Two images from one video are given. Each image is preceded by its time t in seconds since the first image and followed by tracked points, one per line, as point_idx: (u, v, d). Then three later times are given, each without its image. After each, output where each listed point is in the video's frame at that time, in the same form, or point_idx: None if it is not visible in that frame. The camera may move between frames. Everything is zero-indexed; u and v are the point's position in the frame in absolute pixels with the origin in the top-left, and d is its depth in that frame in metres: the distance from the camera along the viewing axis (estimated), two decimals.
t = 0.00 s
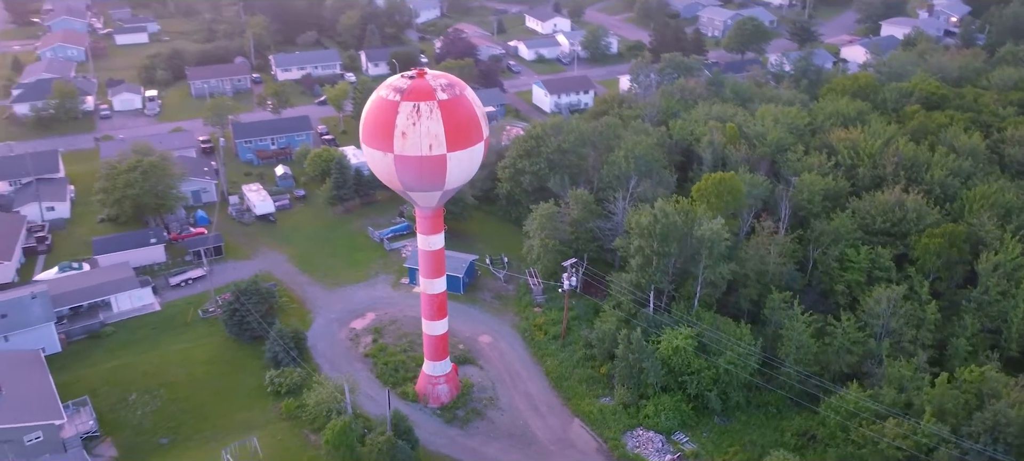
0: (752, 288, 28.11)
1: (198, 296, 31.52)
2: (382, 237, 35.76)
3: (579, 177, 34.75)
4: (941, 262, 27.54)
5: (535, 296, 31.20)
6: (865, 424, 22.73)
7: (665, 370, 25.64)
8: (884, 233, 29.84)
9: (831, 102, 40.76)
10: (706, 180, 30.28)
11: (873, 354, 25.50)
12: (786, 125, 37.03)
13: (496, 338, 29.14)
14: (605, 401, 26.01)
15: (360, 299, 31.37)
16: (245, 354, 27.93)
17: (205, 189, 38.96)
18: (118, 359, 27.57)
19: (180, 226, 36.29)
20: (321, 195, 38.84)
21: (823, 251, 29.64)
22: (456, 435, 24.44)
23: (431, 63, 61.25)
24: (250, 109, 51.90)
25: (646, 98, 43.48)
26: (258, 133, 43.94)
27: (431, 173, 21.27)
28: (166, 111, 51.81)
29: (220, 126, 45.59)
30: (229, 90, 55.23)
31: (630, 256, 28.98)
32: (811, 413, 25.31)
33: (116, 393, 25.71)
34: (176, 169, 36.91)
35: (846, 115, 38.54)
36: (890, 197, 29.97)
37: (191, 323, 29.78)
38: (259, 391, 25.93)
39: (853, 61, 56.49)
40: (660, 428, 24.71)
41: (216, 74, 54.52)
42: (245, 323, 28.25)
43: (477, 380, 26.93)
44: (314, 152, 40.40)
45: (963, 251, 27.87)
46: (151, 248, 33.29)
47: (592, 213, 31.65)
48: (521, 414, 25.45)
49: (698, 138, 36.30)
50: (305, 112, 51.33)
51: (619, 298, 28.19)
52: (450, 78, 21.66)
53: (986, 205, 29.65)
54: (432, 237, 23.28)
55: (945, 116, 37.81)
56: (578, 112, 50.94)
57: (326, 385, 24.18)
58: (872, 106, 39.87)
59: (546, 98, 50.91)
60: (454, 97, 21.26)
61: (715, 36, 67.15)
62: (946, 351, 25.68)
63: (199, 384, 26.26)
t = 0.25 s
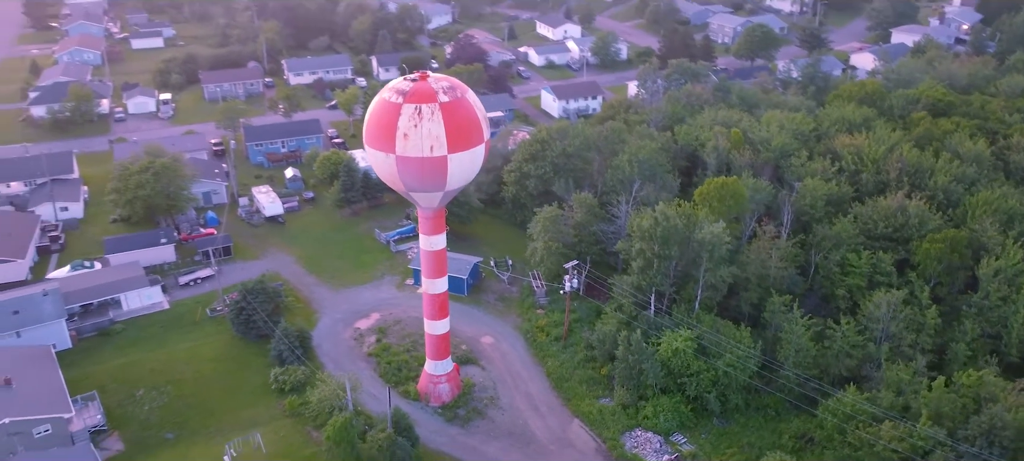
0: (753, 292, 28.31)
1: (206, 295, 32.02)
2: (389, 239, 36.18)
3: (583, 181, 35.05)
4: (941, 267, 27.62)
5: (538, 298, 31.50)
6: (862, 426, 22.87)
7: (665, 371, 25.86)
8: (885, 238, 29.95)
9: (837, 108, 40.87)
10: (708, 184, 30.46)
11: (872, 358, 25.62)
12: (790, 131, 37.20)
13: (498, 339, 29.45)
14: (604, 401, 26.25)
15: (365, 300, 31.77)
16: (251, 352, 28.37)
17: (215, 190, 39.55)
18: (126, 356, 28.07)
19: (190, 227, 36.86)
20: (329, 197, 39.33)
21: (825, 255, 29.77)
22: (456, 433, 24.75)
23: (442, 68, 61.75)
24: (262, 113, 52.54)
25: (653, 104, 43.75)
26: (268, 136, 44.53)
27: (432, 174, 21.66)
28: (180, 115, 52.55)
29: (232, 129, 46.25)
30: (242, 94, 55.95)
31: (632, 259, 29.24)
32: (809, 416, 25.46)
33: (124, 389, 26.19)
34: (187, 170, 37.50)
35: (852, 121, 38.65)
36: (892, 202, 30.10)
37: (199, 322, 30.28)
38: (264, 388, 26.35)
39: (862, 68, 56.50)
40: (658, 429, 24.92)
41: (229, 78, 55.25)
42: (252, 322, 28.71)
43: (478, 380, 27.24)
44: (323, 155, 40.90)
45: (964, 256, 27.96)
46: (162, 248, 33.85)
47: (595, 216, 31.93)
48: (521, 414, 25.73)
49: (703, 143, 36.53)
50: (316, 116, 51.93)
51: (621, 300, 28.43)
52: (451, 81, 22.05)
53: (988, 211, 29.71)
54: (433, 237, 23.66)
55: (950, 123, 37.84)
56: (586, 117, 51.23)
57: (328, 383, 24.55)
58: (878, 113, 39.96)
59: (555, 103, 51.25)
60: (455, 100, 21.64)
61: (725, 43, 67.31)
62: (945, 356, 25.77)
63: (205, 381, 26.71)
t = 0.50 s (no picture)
0: (754, 296, 28.49)
1: (214, 295, 32.52)
2: (395, 241, 36.57)
3: (588, 185, 35.34)
4: (942, 272, 27.70)
5: (541, 300, 31.79)
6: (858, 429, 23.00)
7: (664, 373, 26.08)
8: (887, 244, 30.05)
9: (843, 114, 40.97)
10: (710, 188, 30.64)
11: (871, 362, 25.73)
12: (795, 137, 37.34)
13: (500, 340, 29.76)
14: (604, 402, 26.49)
15: (370, 301, 32.17)
16: (256, 350, 28.80)
17: (225, 192, 40.12)
18: (134, 353, 28.57)
19: (200, 227, 37.41)
20: (337, 199, 39.81)
21: (826, 260, 29.91)
22: (456, 432, 25.06)
23: (452, 73, 62.23)
24: (273, 116, 53.18)
25: (659, 109, 43.99)
26: (279, 140, 45.10)
27: (432, 175, 22.03)
28: (192, 118, 53.28)
29: (244, 132, 46.87)
30: (254, 98, 56.65)
31: (634, 262, 29.48)
32: (807, 419, 25.59)
33: (131, 385, 26.68)
34: (198, 172, 38.08)
35: (857, 128, 38.73)
36: (894, 208, 30.21)
37: (207, 320, 30.76)
38: (269, 386, 26.76)
39: (871, 75, 56.50)
40: (656, 430, 25.13)
41: (241, 82, 55.96)
42: (258, 321, 29.15)
43: (480, 380, 27.54)
44: (332, 158, 41.39)
45: (965, 262, 28.02)
46: (171, 248, 34.40)
47: (598, 220, 32.21)
48: (521, 414, 26.00)
49: (707, 148, 36.74)
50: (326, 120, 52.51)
51: (622, 302, 28.68)
52: (453, 84, 22.42)
53: (991, 217, 29.76)
54: (435, 238, 24.02)
55: (956, 129, 37.86)
56: (594, 122, 51.51)
57: (330, 381, 24.92)
58: (883, 119, 40.03)
59: (563, 109, 51.57)
60: (457, 102, 22.00)
61: (734, 49, 67.44)
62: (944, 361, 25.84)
63: (211, 379, 27.16)
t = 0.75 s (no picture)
0: (754, 299, 28.67)
1: (222, 294, 33.01)
2: (401, 243, 36.97)
3: (592, 189, 35.63)
4: (943, 277, 27.77)
5: (543, 302, 32.07)
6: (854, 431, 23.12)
7: (663, 375, 26.28)
8: (889, 249, 30.15)
9: (849, 121, 41.07)
10: (712, 192, 30.82)
11: (869, 366, 25.84)
12: (799, 143, 37.49)
13: (503, 341, 30.07)
14: (603, 403, 26.73)
15: (375, 301, 32.55)
16: (262, 348, 29.23)
17: (235, 194, 40.68)
18: (142, 350, 29.06)
19: (210, 228, 37.96)
20: (345, 202, 40.28)
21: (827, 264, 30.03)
22: (456, 431, 25.36)
23: (462, 77, 62.70)
24: (284, 120, 53.80)
25: (666, 114, 44.24)
26: (289, 143, 45.67)
27: (433, 176, 22.40)
28: (205, 121, 53.98)
29: (254, 135, 47.48)
30: (266, 101, 57.32)
31: (635, 265, 29.72)
32: (806, 422, 25.72)
33: (138, 381, 27.17)
34: (208, 174, 38.65)
35: (862, 133, 38.84)
36: (896, 213, 30.30)
37: (214, 319, 31.23)
38: (273, 384, 27.17)
39: (880, 82, 56.52)
40: (655, 431, 25.33)
41: (253, 86, 56.65)
42: (263, 320, 29.59)
43: (481, 380, 27.84)
44: (340, 161, 41.87)
45: (966, 267, 28.08)
46: (181, 248, 34.94)
47: (601, 223, 32.48)
48: (521, 414, 26.26)
49: (711, 153, 36.96)
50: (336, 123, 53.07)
51: (623, 304, 28.91)
52: (454, 87, 22.81)
53: (993, 223, 29.80)
54: (436, 238, 24.38)
55: (961, 136, 37.88)
56: (602, 128, 51.82)
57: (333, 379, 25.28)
58: (889, 126, 40.11)
59: (571, 113, 51.88)
60: (458, 105, 22.38)
61: (744, 56, 67.61)
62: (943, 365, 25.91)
63: (217, 376, 27.60)
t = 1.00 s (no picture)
0: (754, 303, 28.84)
1: (229, 294, 33.50)
2: (406, 245, 37.36)
3: (596, 192, 35.89)
4: (943, 282, 27.84)
5: (546, 304, 32.35)
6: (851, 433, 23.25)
7: (662, 376, 26.49)
8: (890, 254, 30.24)
9: (854, 127, 41.15)
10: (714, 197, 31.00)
11: (868, 369, 25.95)
12: (804, 148, 37.61)
13: (505, 342, 30.38)
14: (603, 404, 26.97)
15: (380, 302, 32.94)
16: (267, 347, 29.67)
17: (245, 196, 41.22)
18: (151, 348, 29.56)
19: (219, 229, 38.51)
20: (352, 204, 40.73)
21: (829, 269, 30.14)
22: (456, 429, 25.67)
23: (471, 82, 63.11)
24: (295, 123, 54.39)
25: (672, 119, 44.45)
26: (298, 146, 46.22)
27: (435, 178, 22.79)
28: (217, 124, 54.65)
29: (265, 138, 48.06)
30: (277, 105, 57.96)
31: (636, 268, 29.95)
32: (804, 424, 25.85)
33: (146, 377, 27.65)
34: (218, 176, 39.21)
35: (866, 139, 38.94)
36: (898, 218, 30.40)
37: (221, 318, 31.71)
38: (277, 381, 27.57)
39: (889, 89, 56.48)
40: (653, 432, 25.54)
41: (265, 90, 57.32)
42: (269, 319, 30.03)
43: (482, 380, 28.15)
44: (348, 164, 42.35)
45: (967, 272, 28.16)
46: (190, 248, 35.48)
47: (604, 226, 32.74)
48: (520, 414, 26.54)
49: (716, 158, 37.16)
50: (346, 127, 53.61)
51: (624, 307, 29.17)
52: (456, 90, 23.19)
53: (995, 229, 29.82)
54: (438, 239, 24.73)
55: (967, 142, 37.88)
56: (609, 133, 52.08)
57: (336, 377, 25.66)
58: (894, 132, 40.15)
59: (578, 118, 52.15)
60: (459, 108, 22.76)
61: (754, 62, 67.69)
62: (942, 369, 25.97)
63: (222, 373, 28.04)
